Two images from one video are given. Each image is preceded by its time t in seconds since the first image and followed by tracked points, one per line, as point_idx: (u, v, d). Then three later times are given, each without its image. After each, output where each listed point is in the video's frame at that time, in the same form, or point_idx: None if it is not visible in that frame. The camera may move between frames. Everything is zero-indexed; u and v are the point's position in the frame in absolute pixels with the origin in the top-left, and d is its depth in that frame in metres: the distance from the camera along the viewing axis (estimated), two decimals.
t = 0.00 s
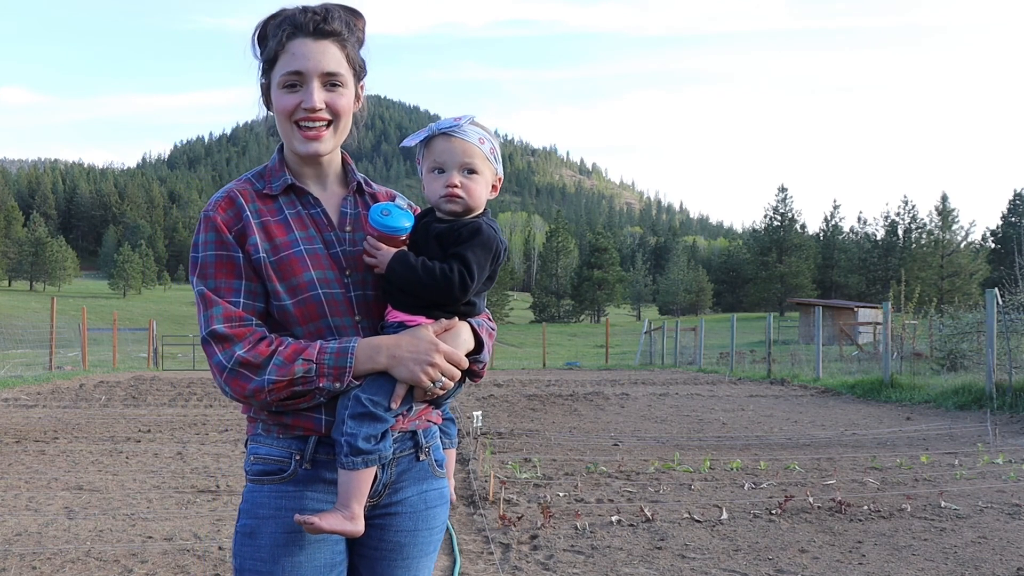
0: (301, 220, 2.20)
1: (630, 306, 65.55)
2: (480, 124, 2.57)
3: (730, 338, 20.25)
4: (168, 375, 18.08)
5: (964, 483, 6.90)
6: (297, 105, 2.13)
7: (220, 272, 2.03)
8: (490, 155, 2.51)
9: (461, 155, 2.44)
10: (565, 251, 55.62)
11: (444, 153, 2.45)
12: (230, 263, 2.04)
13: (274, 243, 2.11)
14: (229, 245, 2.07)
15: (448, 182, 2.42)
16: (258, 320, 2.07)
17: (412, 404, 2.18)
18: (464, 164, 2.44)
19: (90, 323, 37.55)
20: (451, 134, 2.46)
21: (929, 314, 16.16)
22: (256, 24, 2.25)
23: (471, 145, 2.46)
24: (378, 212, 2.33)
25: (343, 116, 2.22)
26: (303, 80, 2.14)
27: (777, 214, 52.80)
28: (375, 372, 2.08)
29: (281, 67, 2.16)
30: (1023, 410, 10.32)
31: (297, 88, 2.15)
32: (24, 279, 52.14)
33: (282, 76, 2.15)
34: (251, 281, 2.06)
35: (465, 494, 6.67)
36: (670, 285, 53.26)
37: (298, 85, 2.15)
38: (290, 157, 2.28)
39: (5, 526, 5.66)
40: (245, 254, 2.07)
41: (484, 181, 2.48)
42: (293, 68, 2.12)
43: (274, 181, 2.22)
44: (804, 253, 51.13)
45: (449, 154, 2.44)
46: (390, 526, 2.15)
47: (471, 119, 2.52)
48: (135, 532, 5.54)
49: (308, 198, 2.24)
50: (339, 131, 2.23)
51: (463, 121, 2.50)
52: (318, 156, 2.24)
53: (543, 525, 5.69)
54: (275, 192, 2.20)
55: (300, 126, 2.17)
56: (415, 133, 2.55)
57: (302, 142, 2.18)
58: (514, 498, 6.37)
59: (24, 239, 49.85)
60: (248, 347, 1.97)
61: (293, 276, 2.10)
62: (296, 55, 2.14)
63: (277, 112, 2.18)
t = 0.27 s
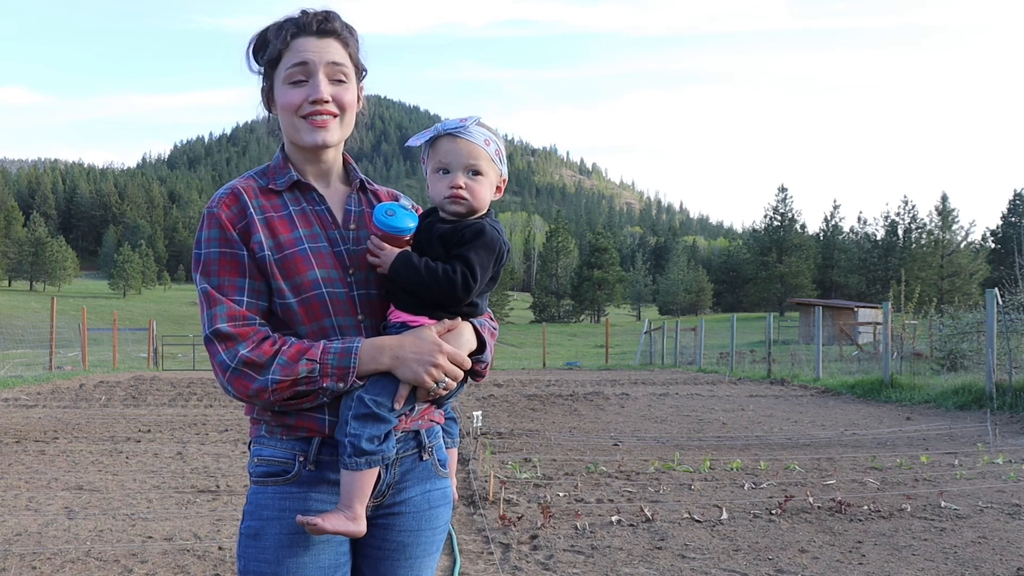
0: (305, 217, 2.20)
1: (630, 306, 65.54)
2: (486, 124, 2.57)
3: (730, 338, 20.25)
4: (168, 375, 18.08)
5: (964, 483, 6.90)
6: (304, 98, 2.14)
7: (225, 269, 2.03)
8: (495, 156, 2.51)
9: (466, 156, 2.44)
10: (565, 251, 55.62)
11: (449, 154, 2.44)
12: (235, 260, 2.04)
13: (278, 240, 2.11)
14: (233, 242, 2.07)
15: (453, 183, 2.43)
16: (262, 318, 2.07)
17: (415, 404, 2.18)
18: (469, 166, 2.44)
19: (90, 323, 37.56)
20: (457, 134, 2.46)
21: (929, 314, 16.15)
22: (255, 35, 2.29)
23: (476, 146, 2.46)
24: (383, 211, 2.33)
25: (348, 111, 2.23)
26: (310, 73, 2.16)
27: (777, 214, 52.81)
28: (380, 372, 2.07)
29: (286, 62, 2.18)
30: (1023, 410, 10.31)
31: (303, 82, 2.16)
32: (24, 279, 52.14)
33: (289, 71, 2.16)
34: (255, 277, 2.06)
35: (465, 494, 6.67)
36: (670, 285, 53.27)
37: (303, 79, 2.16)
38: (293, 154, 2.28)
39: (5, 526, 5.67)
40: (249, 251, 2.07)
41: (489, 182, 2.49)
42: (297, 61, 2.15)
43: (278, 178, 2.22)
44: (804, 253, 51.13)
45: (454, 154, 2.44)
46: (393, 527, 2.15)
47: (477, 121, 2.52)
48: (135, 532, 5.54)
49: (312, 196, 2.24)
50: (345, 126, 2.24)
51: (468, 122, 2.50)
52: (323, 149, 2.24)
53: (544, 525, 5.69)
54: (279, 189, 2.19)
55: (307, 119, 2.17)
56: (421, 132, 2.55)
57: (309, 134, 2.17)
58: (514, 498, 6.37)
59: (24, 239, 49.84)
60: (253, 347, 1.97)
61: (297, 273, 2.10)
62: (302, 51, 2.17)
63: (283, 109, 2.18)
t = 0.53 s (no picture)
0: (301, 218, 2.19)
1: (630, 305, 65.53)
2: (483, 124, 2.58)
3: (730, 338, 20.24)
4: (168, 375, 18.08)
5: (964, 483, 6.90)
6: (318, 98, 2.14)
7: (225, 270, 2.00)
8: (493, 156, 2.52)
9: (466, 155, 2.44)
10: (565, 251, 55.61)
11: (448, 153, 2.45)
12: (235, 261, 2.02)
13: (276, 240, 2.09)
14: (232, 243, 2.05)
15: (453, 181, 2.43)
16: (259, 320, 2.05)
17: (417, 404, 2.18)
18: (469, 164, 2.45)
19: (90, 323, 37.55)
20: (456, 133, 2.47)
21: (929, 314, 16.15)
22: (256, 26, 2.26)
23: (476, 145, 2.47)
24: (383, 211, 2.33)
25: (354, 112, 2.24)
26: (323, 72, 2.16)
27: (777, 214, 52.80)
28: (382, 372, 2.07)
29: (297, 57, 2.16)
30: (1022, 410, 10.31)
31: (314, 80, 2.16)
32: (24, 279, 52.14)
33: (301, 67, 2.15)
34: (254, 278, 2.04)
35: (465, 494, 6.67)
36: (670, 285, 53.27)
37: (315, 77, 2.16)
38: (289, 154, 2.27)
39: (5, 526, 5.66)
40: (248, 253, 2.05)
41: (487, 181, 2.49)
42: (312, 58, 2.14)
43: (272, 179, 2.21)
44: (804, 253, 51.13)
45: (453, 153, 2.44)
46: (395, 528, 2.15)
47: (475, 120, 2.53)
48: (135, 533, 5.54)
49: (308, 197, 2.24)
50: (351, 126, 2.25)
51: (468, 121, 2.51)
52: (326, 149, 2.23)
53: (544, 525, 5.69)
54: (273, 190, 2.18)
55: (315, 117, 2.16)
56: (418, 132, 2.55)
57: (319, 132, 2.17)
58: (514, 498, 6.37)
59: (24, 239, 49.84)
60: (252, 349, 1.95)
61: (296, 275, 2.09)
62: (316, 49, 2.17)
63: (290, 106, 2.17)
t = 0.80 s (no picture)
0: (293, 216, 2.18)
1: (630, 305, 65.54)
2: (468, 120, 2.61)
3: (730, 338, 20.24)
4: (168, 375, 18.07)
5: (964, 483, 6.90)
6: (304, 95, 2.13)
7: (219, 269, 1.97)
8: (481, 151, 2.55)
9: (454, 151, 2.47)
10: (565, 251, 55.60)
11: (437, 149, 2.48)
12: (227, 261, 1.99)
13: (269, 240, 2.08)
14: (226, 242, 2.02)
15: (443, 176, 2.45)
16: (254, 321, 2.03)
17: (415, 404, 2.18)
18: (458, 160, 2.47)
19: (90, 323, 37.53)
20: (444, 128, 2.50)
21: (929, 314, 16.16)
22: (243, 24, 2.26)
23: (464, 141, 2.50)
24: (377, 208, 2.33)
25: (340, 109, 2.24)
26: (307, 67, 2.15)
27: (777, 214, 52.81)
28: (379, 373, 2.07)
29: (282, 53, 2.15)
30: (1023, 410, 10.31)
31: (299, 77, 2.15)
32: (24, 279, 52.16)
33: (285, 62, 2.14)
34: (247, 277, 2.01)
35: (465, 494, 6.66)
36: (670, 285, 53.27)
37: (300, 74, 2.15)
38: (278, 152, 2.26)
39: (5, 526, 5.66)
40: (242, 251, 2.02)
41: (476, 176, 2.52)
42: (298, 54, 2.14)
43: (262, 178, 2.19)
44: (804, 253, 51.13)
45: (442, 149, 2.47)
46: (394, 531, 2.16)
47: (461, 117, 2.55)
48: (135, 532, 5.54)
49: (299, 196, 2.23)
50: (338, 123, 2.25)
51: (455, 117, 2.53)
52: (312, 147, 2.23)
53: (544, 525, 5.68)
54: (263, 188, 2.16)
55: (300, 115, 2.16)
56: (403, 131, 2.57)
57: (306, 129, 2.17)
58: (514, 498, 6.37)
59: (23, 239, 49.82)
60: (245, 350, 1.92)
61: (291, 274, 2.07)
62: (300, 46, 2.16)
63: (276, 102, 2.16)
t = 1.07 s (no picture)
0: (281, 214, 2.17)
1: (630, 306, 65.55)
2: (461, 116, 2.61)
3: (730, 338, 20.23)
4: (168, 375, 18.07)
5: (964, 483, 6.90)
6: (267, 93, 2.11)
7: (199, 270, 1.96)
8: (474, 147, 2.55)
9: (446, 147, 2.47)
10: (565, 251, 55.60)
11: (429, 146, 2.48)
12: (208, 260, 1.98)
13: (256, 239, 2.07)
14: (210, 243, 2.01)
15: (435, 172, 2.45)
16: (242, 321, 2.02)
17: (407, 406, 2.19)
18: (449, 156, 2.47)
19: (90, 323, 37.53)
20: (436, 124, 2.50)
21: (929, 314, 16.15)
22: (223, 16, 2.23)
23: (455, 137, 2.50)
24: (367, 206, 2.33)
25: (314, 106, 2.20)
26: (277, 67, 2.13)
27: (777, 214, 52.84)
28: (368, 374, 2.07)
29: (250, 53, 2.14)
30: (1023, 410, 10.31)
31: (270, 75, 2.13)
32: (24, 279, 52.17)
33: (255, 62, 2.13)
34: (228, 275, 1.99)
35: (465, 494, 6.66)
36: (670, 285, 53.30)
37: (267, 71, 2.14)
38: (262, 149, 2.25)
39: (5, 526, 5.66)
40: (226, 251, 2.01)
41: (469, 172, 2.52)
42: (261, 53, 2.11)
43: (249, 175, 2.18)
44: (804, 253, 51.14)
45: (434, 145, 2.47)
46: (384, 536, 2.16)
47: (453, 113, 2.55)
48: (135, 532, 5.54)
49: (286, 193, 2.22)
50: (311, 120, 2.22)
51: (447, 113, 2.53)
52: (287, 145, 2.21)
53: (544, 525, 5.69)
54: (250, 187, 2.15)
55: (273, 114, 2.14)
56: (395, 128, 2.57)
57: (272, 131, 2.16)
58: (514, 498, 6.37)
59: (23, 239, 49.81)
60: (229, 351, 1.91)
61: (279, 274, 2.06)
62: (269, 44, 2.13)
63: (249, 102, 2.14)
